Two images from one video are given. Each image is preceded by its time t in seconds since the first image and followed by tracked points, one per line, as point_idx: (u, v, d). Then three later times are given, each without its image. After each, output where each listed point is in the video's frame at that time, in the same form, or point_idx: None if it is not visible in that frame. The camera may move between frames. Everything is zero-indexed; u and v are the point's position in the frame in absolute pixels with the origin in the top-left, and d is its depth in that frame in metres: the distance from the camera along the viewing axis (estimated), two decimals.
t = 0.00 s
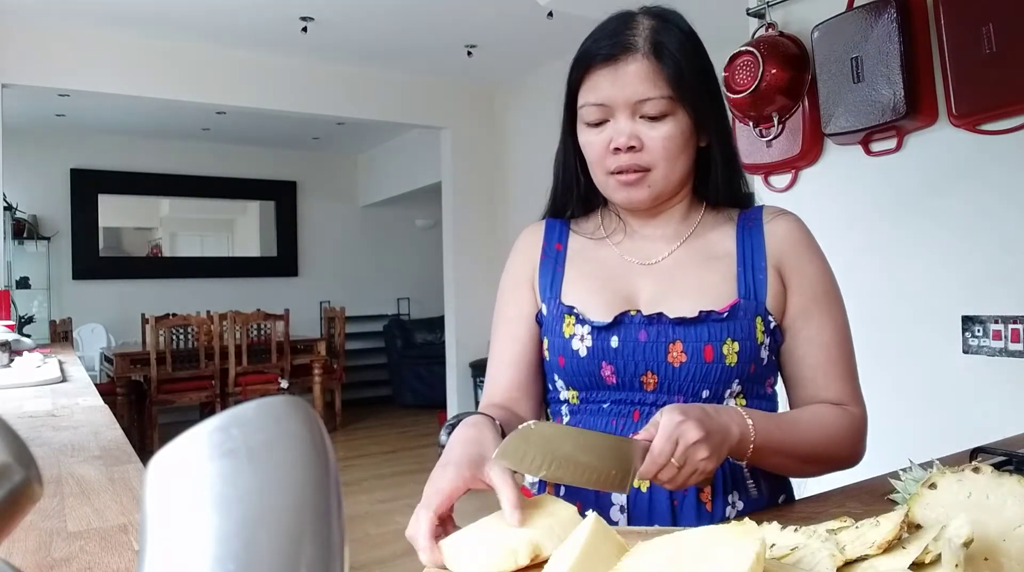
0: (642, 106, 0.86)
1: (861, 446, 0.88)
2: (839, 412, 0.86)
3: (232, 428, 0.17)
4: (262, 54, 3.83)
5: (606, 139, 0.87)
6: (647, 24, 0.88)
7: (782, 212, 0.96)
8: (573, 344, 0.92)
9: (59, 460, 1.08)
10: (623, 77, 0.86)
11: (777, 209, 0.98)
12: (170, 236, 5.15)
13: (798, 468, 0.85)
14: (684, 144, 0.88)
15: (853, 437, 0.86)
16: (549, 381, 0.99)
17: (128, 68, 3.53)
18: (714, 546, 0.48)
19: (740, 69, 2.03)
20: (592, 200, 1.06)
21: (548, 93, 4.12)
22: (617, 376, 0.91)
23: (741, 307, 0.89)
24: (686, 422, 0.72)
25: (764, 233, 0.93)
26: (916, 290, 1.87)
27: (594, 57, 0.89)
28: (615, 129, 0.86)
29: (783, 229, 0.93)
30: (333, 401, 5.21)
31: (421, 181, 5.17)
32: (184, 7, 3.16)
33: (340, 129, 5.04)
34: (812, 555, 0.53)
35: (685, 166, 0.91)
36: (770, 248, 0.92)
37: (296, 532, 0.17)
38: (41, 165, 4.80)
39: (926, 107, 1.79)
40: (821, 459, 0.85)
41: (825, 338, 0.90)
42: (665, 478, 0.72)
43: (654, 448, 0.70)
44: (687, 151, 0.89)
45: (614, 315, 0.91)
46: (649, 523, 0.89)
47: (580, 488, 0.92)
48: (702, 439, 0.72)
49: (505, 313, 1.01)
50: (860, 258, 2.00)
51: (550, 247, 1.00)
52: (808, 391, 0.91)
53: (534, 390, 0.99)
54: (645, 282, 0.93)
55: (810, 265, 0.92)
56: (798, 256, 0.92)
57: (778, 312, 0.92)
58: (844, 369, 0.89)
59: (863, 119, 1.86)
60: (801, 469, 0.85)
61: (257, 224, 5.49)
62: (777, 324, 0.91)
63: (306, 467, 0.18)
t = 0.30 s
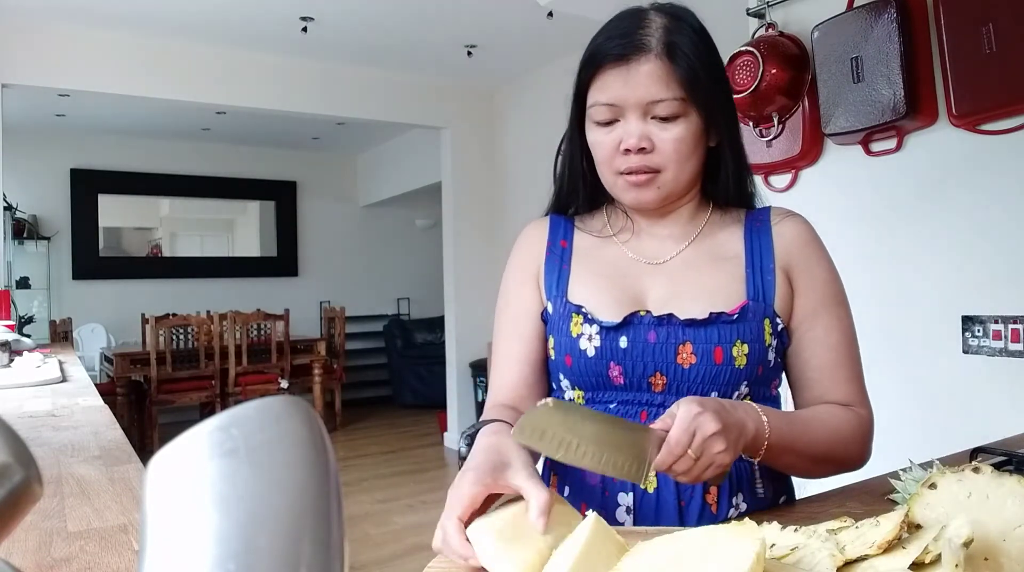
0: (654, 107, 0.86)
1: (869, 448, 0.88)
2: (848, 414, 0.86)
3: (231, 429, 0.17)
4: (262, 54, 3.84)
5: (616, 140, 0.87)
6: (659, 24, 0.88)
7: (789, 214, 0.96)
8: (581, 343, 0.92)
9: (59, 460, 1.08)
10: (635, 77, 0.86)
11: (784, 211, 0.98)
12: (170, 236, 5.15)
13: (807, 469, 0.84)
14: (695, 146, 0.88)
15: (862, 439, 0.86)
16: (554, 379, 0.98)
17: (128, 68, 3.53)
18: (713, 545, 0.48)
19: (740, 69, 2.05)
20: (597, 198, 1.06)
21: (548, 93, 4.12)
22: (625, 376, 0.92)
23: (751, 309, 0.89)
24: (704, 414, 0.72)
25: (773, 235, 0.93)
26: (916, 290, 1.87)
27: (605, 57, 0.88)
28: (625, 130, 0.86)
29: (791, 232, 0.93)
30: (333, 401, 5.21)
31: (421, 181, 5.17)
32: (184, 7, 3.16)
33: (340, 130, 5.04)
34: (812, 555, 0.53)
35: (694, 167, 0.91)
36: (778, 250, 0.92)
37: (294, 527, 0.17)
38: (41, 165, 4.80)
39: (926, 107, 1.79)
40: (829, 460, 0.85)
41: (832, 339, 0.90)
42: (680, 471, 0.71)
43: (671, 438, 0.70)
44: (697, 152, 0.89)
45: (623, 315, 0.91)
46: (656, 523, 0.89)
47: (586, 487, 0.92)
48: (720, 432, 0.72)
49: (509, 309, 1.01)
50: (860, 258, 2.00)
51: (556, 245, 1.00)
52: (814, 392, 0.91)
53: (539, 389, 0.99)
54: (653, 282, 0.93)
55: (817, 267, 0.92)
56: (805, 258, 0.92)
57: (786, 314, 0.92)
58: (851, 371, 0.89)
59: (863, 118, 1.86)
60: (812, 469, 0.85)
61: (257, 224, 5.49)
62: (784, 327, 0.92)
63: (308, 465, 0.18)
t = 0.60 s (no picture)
0: (660, 107, 0.86)
1: (871, 451, 0.88)
2: (850, 415, 0.86)
3: (232, 429, 0.17)
4: (262, 54, 3.84)
5: (621, 139, 0.87)
6: (668, 24, 0.88)
7: (793, 216, 0.96)
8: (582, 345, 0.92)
9: (59, 460, 1.08)
10: (643, 76, 0.86)
11: (788, 213, 0.98)
12: (170, 236, 5.15)
13: (806, 467, 0.84)
14: (700, 147, 0.88)
15: (863, 441, 0.86)
16: (555, 380, 0.98)
17: (129, 68, 3.53)
18: (714, 546, 0.48)
19: (740, 69, 2.05)
20: (599, 197, 1.06)
21: (547, 93, 4.12)
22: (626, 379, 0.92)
23: (752, 312, 0.89)
24: (706, 386, 0.72)
25: (776, 238, 0.93)
26: (916, 290, 1.87)
27: (614, 55, 0.88)
28: (631, 129, 0.86)
29: (793, 234, 0.93)
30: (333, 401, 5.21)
31: (421, 181, 5.17)
32: (184, 7, 3.16)
33: (340, 129, 5.04)
34: (812, 555, 0.53)
35: (699, 167, 0.91)
36: (780, 252, 0.92)
37: (294, 527, 0.17)
38: (41, 165, 4.80)
39: (926, 107, 1.79)
40: (829, 459, 0.84)
41: (835, 341, 0.90)
42: (672, 438, 0.71)
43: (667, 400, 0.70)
44: (702, 153, 0.89)
45: (625, 317, 0.91)
46: (657, 524, 0.89)
47: (585, 488, 0.92)
48: (718, 407, 0.72)
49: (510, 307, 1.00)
50: (861, 258, 2.00)
51: (557, 245, 1.00)
52: (816, 394, 0.91)
53: (539, 388, 0.99)
54: (654, 283, 0.93)
55: (820, 269, 0.92)
56: (808, 261, 0.92)
57: (788, 316, 0.92)
58: (855, 374, 0.89)
59: (863, 118, 1.86)
60: (810, 468, 0.85)
61: (257, 224, 5.49)
62: (785, 329, 0.92)
63: (308, 465, 0.18)
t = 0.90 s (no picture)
0: (658, 108, 0.86)
1: (866, 450, 0.88)
2: (847, 414, 0.86)
3: (232, 429, 0.17)
4: (262, 54, 3.84)
5: (619, 139, 0.87)
6: (667, 26, 0.88)
7: (794, 217, 0.96)
8: (582, 345, 0.92)
9: (59, 460, 1.08)
10: (641, 77, 0.86)
11: (788, 213, 0.98)
12: (170, 236, 5.15)
13: (797, 461, 0.84)
14: (699, 148, 0.88)
15: (859, 441, 0.86)
16: (555, 381, 0.99)
17: (129, 68, 3.53)
18: (714, 545, 0.48)
19: (740, 69, 2.05)
20: (601, 197, 1.06)
21: (548, 93, 4.12)
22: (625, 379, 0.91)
23: (751, 313, 0.89)
24: (698, 359, 0.74)
25: (775, 238, 0.93)
26: (916, 290, 1.87)
27: (613, 56, 0.88)
28: (629, 130, 0.86)
29: (794, 235, 0.93)
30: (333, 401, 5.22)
31: (421, 181, 5.17)
32: (183, 7, 3.16)
33: (340, 129, 5.04)
34: (812, 555, 0.53)
35: (698, 169, 0.91)
36: (780, 253, 0.92)
37: (295, 527, 0.17)
38: (41, 165, 4.80)
39: (926, 107, 1.79)
40: (819, 455, 0.84)
41: (835, 341, 0.90)
42: (655, 402, 0.73)
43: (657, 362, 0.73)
44: (701, 155, 0.89)
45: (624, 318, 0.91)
46: (655, 524, 0.89)
47: (584, 488, 0.92)
48: (705, 379, 0.73)
49: (512, 307, 1.01)
50: (860, 258, 2.00)
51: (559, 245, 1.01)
52: (814, 394, 0.91)
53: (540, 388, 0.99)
54: (655, 285, 0.93)
55: (819, 270, 0.92)
56: (808, 261, 0.92)
57: (787, 318, 0.92)
58: (854, 375, 0.89)
59: (863, 118, 1.86)
60: (801, 462, 0.85)
61: (257, 224, 5.49)
62: (784, 331, 0.92)
63: (306, 466, 0.18)
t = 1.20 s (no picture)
0: (663, 108, 0.86)
1: (871, 449, 0.88)
2: (851, 412, 0.86)
3: (232, 429, 0.17)
4: (262, 54, 3.84)
5: (624, 140, 0.87)
6: (672, 27, 0.88)
7: (795, 217, 0.96)
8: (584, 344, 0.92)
9: (59, 460, 1.08)
10: (646, 78, 0.86)
11: (789, 213, 0.98)
12: (170, 236, 5.15)
13: (804, 458, 0.84)
14: (702, 147, 0.88)
15: (864, 439, 0.86)
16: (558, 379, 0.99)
17: (128, 68, 3.53)
18: (714, 545, 0.48)
19: (740, 69, 2.06)
20: (605, 197, 1.06)
21: (548, 93, 4.12)
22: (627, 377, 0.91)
23: (753, 312, 0.89)
24: (682, 351, 0.75)
25: (777, 237, 0.93)
26: (916, 290, 1.87)
27: (617, 57, 0.88)
28: (633, 130, 0.86)
29: (796, 235, 0.93)
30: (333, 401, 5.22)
31: (420, 181, 5.17)
32: (183, 7, 3.16)
33: (340, 129, 5.04)
34: (812, 555, 0.53)
35: (702, 169, 0.91)
36: (782, 253, 0.92)
37: (295, 527, 0.17)
38: (41, 165, 4.80)
39: (926, 107, 1.79)
40: (824, 450, 0.84)
41: (839, 340, 0.89)
42: (649, 397, 0.74)
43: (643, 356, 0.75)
44: (704, 155, 0.89)
45: (627, 316, 0.91)
46: (656, 523, 0.89)
47: (585, 486, 0.92)
48: (693, 367, 0.74)
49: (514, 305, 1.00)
50: (860, 257, 2.00)
51: (562, 244, 1.00)
52: (817, 394, 0.91)
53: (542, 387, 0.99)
54: (657, 284, 0.93)
55: (821, 269, 0.92)
56: (810, 261, 0.92)
57: (788, 317, 0.92)
58: (856, 374, 0.89)
59: (863, 118, 1.86)
60: (807, 459, 0.84)
61: (257, 224, 5.49)
62: (786, 329, 0.92)
63: (307, 468, 0.18)
